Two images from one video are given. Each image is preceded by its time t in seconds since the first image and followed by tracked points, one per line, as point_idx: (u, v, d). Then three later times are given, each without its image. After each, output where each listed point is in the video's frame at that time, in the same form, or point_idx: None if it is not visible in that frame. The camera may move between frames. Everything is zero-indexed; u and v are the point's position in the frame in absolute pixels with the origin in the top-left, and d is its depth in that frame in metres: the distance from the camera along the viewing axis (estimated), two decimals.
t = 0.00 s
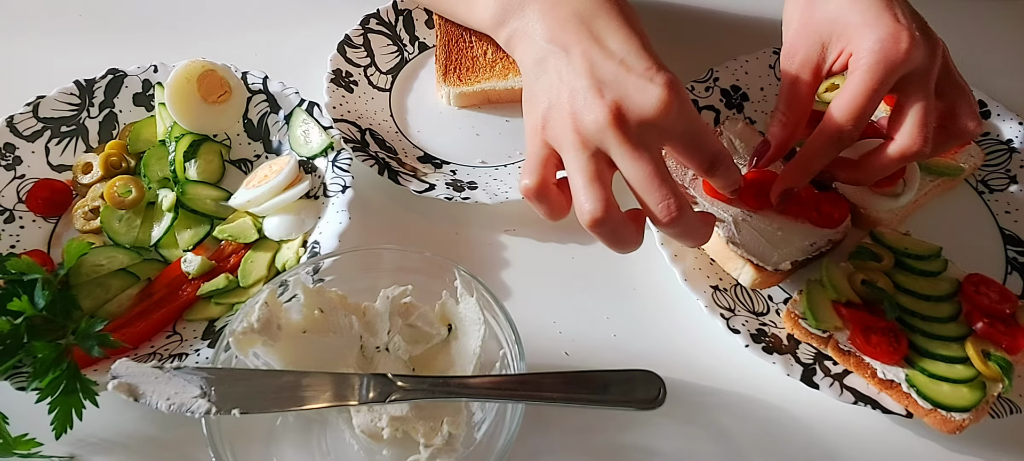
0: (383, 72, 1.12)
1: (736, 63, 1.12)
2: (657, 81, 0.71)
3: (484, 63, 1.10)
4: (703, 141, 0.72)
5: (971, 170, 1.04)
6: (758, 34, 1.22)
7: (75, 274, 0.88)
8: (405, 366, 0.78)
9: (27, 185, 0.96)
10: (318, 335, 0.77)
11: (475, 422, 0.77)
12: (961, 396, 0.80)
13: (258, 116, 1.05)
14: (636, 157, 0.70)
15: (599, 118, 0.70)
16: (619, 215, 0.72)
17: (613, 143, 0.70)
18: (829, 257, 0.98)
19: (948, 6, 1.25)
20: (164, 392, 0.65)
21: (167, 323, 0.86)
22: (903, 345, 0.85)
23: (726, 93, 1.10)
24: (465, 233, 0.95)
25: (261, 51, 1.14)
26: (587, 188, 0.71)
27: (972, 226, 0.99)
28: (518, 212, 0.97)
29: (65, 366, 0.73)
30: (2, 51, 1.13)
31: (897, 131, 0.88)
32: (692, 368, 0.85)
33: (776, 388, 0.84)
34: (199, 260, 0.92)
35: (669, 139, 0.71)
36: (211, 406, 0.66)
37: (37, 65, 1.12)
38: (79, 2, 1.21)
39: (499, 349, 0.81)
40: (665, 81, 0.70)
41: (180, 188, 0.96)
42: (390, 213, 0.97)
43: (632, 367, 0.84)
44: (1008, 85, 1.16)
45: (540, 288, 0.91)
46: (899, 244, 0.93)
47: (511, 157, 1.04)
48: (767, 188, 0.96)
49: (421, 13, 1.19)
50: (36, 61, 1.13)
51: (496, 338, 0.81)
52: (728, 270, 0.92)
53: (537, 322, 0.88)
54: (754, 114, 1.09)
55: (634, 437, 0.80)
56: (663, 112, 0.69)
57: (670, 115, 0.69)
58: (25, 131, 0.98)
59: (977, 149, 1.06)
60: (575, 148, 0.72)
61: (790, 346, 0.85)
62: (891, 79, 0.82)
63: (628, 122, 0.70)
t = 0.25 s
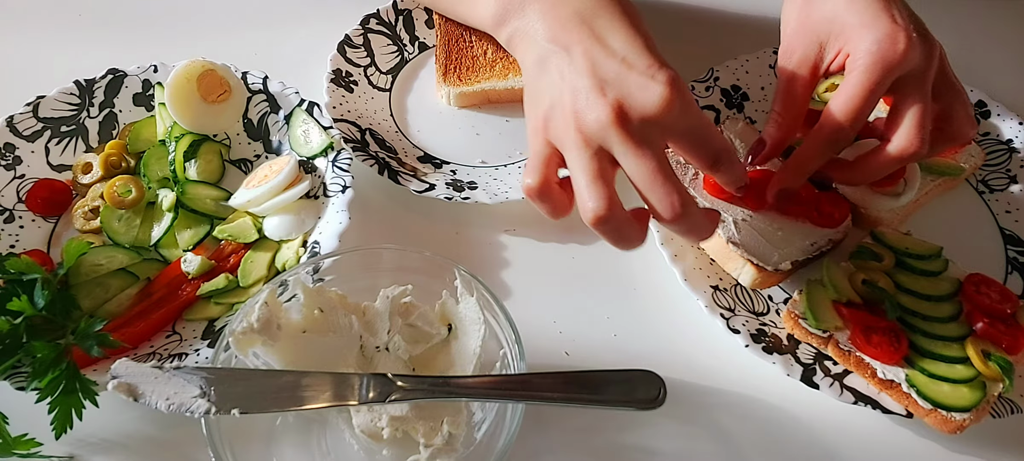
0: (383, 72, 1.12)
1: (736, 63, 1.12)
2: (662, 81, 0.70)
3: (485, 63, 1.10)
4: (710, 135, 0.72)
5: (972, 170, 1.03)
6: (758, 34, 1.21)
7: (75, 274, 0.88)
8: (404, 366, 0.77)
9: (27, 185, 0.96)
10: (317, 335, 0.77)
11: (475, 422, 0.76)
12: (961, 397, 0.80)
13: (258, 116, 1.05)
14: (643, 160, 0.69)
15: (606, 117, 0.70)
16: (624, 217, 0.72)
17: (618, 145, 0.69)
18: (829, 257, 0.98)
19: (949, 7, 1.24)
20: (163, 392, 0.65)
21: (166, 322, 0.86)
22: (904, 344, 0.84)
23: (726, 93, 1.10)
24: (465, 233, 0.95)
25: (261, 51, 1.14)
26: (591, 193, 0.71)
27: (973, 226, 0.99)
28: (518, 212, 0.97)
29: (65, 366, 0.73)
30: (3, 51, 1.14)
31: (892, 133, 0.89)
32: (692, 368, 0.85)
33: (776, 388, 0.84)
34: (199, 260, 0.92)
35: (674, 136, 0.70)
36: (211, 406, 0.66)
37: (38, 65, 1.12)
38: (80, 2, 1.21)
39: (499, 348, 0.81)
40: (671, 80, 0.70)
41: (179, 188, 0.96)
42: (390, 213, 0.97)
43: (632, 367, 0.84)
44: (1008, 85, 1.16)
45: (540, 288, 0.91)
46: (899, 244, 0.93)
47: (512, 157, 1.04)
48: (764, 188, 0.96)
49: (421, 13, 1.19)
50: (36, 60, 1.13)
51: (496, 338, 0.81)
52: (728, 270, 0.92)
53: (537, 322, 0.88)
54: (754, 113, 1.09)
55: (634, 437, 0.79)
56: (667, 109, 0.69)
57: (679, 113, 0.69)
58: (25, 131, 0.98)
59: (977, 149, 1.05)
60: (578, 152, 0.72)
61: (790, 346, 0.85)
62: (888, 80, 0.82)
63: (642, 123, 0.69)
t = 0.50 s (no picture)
0: (383, 72, 1.12)
1: (736, 63, 1.12)
2: None
3: (484, 63, 1.12)
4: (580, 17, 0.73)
5: (971, 170, 1.03)
6: (759, 32, 1.21)
7: (75, 274, 0.89)
8: (405, 366, 0.77)
9: (27, 185, 0.96)
10: (318, 335, 0.77)
11: (475, 422, 0.76)
12: (960, 396, 0.79)
13: (258, 116, 1.05)
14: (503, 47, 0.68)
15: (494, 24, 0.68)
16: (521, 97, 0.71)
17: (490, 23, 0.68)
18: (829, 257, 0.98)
19: (948, 8, 1.24)
20: (163, 392, 0.65)
21: (167, 322, 0.87)
22: (903, 343, 0.83)
23: (726, 93, 1.09)
24: (465, 233, 0.95)
25: (261, 51, 1.14)
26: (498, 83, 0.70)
27: (972, 226, 0.99)
28: (518, 212, 0.97)
29: (65, 366, 0.73)
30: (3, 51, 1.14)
31: None
32: (692, 368, 0.85)
33: (776, 388, 0.84)
34: (199, 260, 0.91)
35: None
36: (211, 406, 0.66)
37: (38, 65, 1.12)
38: (79, 2, 1.21)
39: (499, 349, 0.81)
40: None
41: (179, 188, 0.96)
42: (390, 214, 0.97)
43: (632, 367, 0.84)
44: (1008, 85, 1.16)
45: (539, 288, 0.91)
46: (899, 244, 0.93)
47: (512, 157, 1.04)
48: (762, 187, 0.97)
49: (421, 13, 1.18)
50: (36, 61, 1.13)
51: (496, 339, 0.81)
52: (728, 270, 0.92)
53: (537, 322, 0.88)
54: (754, 114, 1.10)
55: (634, 437, 0.79)
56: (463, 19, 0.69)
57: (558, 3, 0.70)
58: (25, 131, 0.98)
59: (977, 149, 1.05)
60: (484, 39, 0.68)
61: (790, 346, 0.86)
62: None
63: None
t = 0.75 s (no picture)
0: (383, 72, 1.12)
1: (736, 63, 1.12)
2: None
3: (484, 63, 1.12)
4: None
5: (972, 170, 1.03)
6: (758, 33, 1.21)
7: (75, 274, 0.89)
8: (404, 366, 0.77)
9: (27, 185, 0.96)
10: (318, 335, 0.77)
11: (475, 422, 0.76)
12: (961, 397, 0.79)
13: (258, 116, 1.05)
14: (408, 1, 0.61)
15: None
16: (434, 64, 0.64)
17: None
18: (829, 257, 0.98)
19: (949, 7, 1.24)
20: (163, 392, 0.65)
21: (167, 322, 0.87)
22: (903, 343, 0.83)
23: (726, 93, 1.09)
24: (465, 233, 0.95)
25: (261, 51, 1.14)
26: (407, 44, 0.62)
27: (972, 226, 0.99)
28: (518, 212, 0.98)
29: (65, 366, 0.73)
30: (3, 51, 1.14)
31: None
32: (692, 368, 0.85)
33: (776, 388, 0.84)
34: (199, 260, 0.91)
35: None
36: (211, 406, 0.66)
37: (38, 65, 1.12)
38: (79, 2, 1.20)
39: (499, 349, 0.81)
40: None
41: (179, 188, 0.96)
42: (390, 214, 0.97)
43: (632, 367, 0.84)
44: (1008, 85, 1.16)
45: (539, 289, 0.91)
46: (899, 244, 0.94)
47: (511, 157, 1.04)
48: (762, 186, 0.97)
49: (421, 13, 1.19)
50: (36, 60, 1.13)
51: (496, 338, 0.81)
52: (728, 270, 0.92)
53: (537, 322, 0.88)
54: (754, 114, 1.10)
55: (633, 437, 0.80)
56: None
57: None
58: (25, 131, 0.98)
59: (977, 149, 1.05)
60: None
61: (790, 346, 0.85)
62: None
63: None
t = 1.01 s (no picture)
0: (383, 72, 1.12)
1: (736, 63, 1.12)
2: None
3: (484, 64, 1.12)
4: None
5: (972, 170, 1.03)
6: (759, 33, 1.21)
7: (75, 274, 0.89)
8: (405, 366, 0.77)
9: (27, 185, 0.96)
10: (318, 335, 0.77)
11: (475, 422, 0.76)
12: (960, 397, 0.80)
13: (258, 116, 1.05)
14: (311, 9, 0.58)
15: None
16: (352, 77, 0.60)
17: None
18: (829, 257, 0.98)
19: (949, 7, 1.24)
20: (164, 392, 0.65)
21: (167, 322, 0.87)
22: (903, 343, 0.83)
23: (726, 93, 1.10)
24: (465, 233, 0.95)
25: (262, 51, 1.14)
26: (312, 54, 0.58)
27: (973, 226, 0.99)
28: (518, 212, 0.98)
29: (65, 365, 0.73)
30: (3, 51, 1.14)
31: None
32: (692, 368, 0.85)
33: (776, 388, 0.84)
34: (199, 260, 0.91)
35: None
36: (211, 406, 0.66)
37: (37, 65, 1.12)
38: (78, 2, 1.20)
39: (499, 348, 0.81)
40: None
41: (179, 188, 0.96)
42: (390, 214, 0.97)
43: (632, 367, 0.84)
44: (1008, 86, 1.16)
45: (539, 289, 0.91)
46: (899, 244, 0.93)
47: (511, 157, 1.04)
48: (762, 186, 0.97)
49: (421, 13, 1.18)
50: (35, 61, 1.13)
51: (496, 339, 0.81)
52: (728, 270, 0.92)
53: (537, 322, 0.88)
54: (754, 114, 1.10)
55: (633, 437, 0.80)
56: None
57: None
58: (25, 131, 0.99)
59: (977, 149, 1.05)
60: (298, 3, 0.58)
61: (790, 346, 0.86)
62: None
63: None
